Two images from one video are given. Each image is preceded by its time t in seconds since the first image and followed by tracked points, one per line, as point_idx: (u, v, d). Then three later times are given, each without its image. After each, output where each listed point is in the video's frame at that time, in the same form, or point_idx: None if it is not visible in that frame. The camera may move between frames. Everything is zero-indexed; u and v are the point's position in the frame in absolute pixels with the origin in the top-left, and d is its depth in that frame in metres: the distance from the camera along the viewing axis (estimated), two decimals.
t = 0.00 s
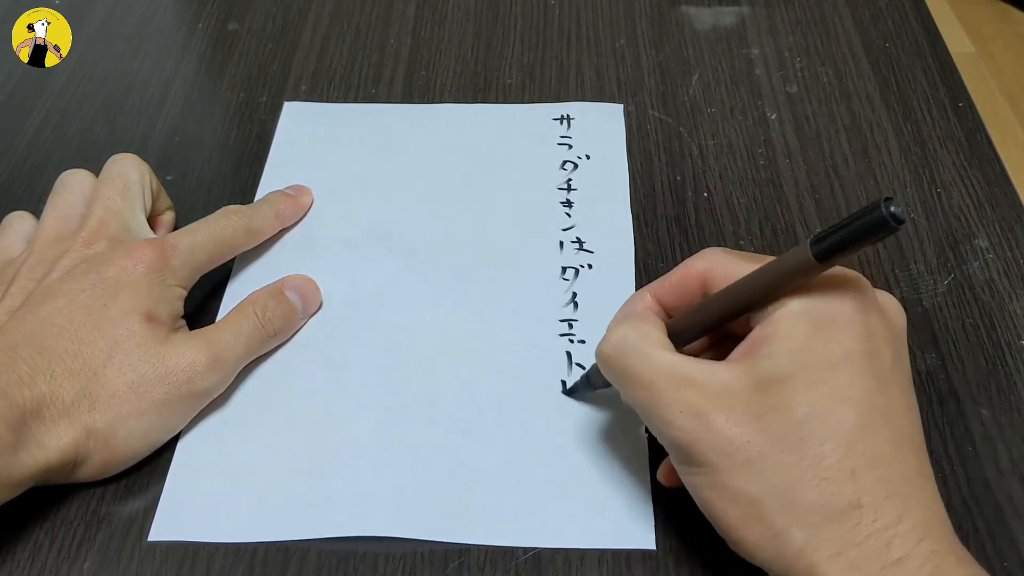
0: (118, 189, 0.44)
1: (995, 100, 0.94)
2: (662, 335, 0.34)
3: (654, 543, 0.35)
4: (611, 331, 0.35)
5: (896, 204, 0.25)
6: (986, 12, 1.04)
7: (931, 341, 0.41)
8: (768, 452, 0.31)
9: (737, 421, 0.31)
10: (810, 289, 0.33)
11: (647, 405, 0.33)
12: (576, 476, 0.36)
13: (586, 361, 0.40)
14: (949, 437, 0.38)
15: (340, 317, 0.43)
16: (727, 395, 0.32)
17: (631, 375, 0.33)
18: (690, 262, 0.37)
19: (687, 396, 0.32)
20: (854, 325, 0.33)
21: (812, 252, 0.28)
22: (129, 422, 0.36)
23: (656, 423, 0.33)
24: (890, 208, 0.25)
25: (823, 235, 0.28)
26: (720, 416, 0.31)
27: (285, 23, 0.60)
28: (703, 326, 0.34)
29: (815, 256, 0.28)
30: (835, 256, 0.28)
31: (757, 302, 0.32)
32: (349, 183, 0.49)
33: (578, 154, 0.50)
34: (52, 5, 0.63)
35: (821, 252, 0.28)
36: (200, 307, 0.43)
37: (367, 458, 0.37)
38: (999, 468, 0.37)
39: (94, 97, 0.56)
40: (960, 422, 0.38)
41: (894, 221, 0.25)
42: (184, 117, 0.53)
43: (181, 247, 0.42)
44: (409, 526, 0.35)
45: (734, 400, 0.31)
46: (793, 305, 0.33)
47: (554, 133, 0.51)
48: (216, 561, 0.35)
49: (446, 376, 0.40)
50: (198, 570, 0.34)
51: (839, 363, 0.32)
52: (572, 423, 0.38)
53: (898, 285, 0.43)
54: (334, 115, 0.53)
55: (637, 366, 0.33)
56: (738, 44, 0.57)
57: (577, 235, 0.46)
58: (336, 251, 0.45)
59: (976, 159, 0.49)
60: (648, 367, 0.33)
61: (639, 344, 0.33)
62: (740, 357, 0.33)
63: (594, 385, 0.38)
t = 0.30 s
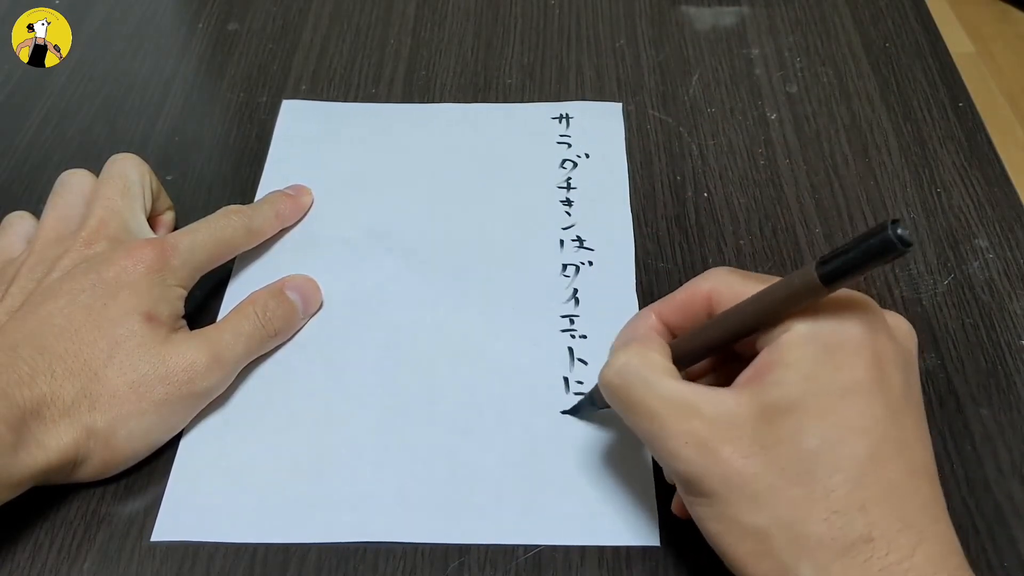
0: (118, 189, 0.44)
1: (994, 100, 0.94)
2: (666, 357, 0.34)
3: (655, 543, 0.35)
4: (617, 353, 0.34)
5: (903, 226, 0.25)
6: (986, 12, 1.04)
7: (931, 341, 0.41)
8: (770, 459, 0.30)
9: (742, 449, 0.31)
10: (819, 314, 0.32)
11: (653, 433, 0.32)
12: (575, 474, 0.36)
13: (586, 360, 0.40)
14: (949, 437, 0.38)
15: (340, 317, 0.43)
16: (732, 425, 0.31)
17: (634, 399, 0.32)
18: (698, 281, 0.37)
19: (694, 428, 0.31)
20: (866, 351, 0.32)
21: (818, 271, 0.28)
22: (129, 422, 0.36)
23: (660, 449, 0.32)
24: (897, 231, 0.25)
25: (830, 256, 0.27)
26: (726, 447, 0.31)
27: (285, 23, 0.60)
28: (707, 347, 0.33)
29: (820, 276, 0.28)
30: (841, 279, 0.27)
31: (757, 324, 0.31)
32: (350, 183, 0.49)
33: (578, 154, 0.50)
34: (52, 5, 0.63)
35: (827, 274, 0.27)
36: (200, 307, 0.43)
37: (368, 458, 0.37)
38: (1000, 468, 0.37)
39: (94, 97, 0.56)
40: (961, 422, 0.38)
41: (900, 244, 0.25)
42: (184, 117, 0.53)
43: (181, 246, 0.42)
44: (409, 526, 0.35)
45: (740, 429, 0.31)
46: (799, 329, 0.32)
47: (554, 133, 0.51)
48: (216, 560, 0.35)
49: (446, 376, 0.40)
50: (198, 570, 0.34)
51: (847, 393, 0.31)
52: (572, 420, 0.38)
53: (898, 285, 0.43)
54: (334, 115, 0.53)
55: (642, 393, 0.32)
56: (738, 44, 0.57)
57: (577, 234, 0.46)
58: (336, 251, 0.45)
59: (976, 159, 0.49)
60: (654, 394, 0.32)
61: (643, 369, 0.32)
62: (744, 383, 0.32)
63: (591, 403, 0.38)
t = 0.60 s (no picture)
0: (118, 189, 0.44)
1: (994, 100, 0.94)
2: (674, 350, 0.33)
3: (655, 542, 0.35)
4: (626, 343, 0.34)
5: (910, 219, 0.25)
6: (986, 12, 1.04)
7: (931, 341, 0.41)
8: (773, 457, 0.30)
9: (744, 446, 0.30)
10: (824, 313, 0.33)
11: (656, 427, 0.32)
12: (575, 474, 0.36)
13: (586, 360, 0.40)
14: (948, 437, 0.38)
15: (340, 317, 0.42)
16: (737, 422, 0.31)
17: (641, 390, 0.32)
18: (708, 277, 0.37)
19: (698, 422, 0.31)
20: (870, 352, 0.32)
21: (825, 269, 0.28)
22: (130, 422, 0.36)
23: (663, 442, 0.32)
24: (903, 224, 0.25)
25: (837, 252, 0.27)
26: (729, 443, 0.30)
27: (284, 23, 0.60)
28: (716, 342, 0.33)
29: (828, 272, 0.28)
30: (848, 274, 0.27)
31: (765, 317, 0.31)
32: (350, 183, 0.49)
33: (578, 154, 0.50)
34: (52, 5, 0.63)
35: (834, 270, 0.27)
36: (200, 307, 0.43)
37: (367, 458, 0.37)
38: (1000, 468, 0.37)
39: (94, 97, 0.56)
40: (961, 422, 0.38)
41: (907, 237, 0.25)
42: (184, 117, 0.53)
43: (181, 246, 0.42)
44: (409, 526, 0.35)
45: (743, 426, 0.31)
46: (804, 327, 0.32)
47: (554, 133, 0.51)
48: (216, 560, 0.35)
49: (446, 375, 0.40)
50: (198, 570, 0.34)
51: (852, 392, 0.31)
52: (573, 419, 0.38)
53: (898, 285, 0.43)
54: (334, 115, 0.53)
55: (649, 387, 0.32)
56: (738, 44, 0.57)
57: (577, 234, 0.46)
58: (336, 251, 0.45)
59: (976, 159, 0.49)
60: (661, 388, 0.31)
61: (652, 362, 0.32)
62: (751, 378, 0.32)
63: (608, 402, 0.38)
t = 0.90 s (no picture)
0: (118, 189, 0.44)
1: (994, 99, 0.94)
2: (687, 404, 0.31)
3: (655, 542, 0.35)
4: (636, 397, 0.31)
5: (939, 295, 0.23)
6: (986, 12, 1.04)
7: (931, 341, 0.41)
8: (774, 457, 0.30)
9: (775, 508, 0.28)
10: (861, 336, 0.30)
11: (680, 491, 0.29)
12: (574, 473, 0.36)
13: (586, 360, 0.40)
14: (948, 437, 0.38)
15: (340, 317, 0.42)
16: (765, 484, 0.28)
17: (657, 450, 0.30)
18: (711, 324, 0.35)
19: (728, 486, 0.28)
20: (896, 402, 0.30)
21: (844, 334, 0.25)
22: (130, 422, 0.36)
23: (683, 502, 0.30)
24: (932, 299, 0.23)
25: (857, 317, 0.25)
26: (758, 506, 0.28)
27: (285, 23, 0.60)
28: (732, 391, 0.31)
29: (845, 340, 0.25)
30: (867, 344, 0.25)
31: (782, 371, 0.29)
32: (350, 183, 0.49)
33: (578, 154, 0.50)
34: (52, 5, 0.63)
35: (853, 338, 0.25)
36: (200, 307, 0.43)
37: (366, 457, 0.37)
38: (999, 467, 0.37)
39: (94, 97, 0.56)
40: (960, 422, 0.38)
41: (934, 314, 0.23)
42: (184, 117, 0.53)
43: (181, 246, 0.42)
44: (409, 526, 0.35)
45: (771, 488, 0.28)
46: (827, 380, 0.30)
47: (554, 133, 0.51)
48: (216, 560, 0.35)
49: (446, 376, 0.40)
50: (198, 570, 0.34)
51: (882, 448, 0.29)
52: (573, 419, 0.38)
53: (898, 285, 0.43)
54: (334, 115, 0.53)
55: (667, 449, 0.29)
56: (738, 43, 0.57)
57: (577, 234, 0.46)
58: (336, 251, 0.45)
59: (976, 159, 0.49)
60: (680, 451, 0.29)
61: (669, 421, 0.29)
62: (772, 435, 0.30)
63: (591, 432, 0.36)
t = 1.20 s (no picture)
0: (118, 189, 0.44)
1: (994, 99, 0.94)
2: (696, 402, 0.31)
3: (655, 543, 0.35)
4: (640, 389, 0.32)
5: (945, 286, 0.22)
6: (985, 12, 1.04)
7: (931, 341, 0.41)
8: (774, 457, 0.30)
9: (775, 507, 0.28)
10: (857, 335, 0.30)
11: (683, 486, 0.30)
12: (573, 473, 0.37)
13: (586, 360, 0.40)
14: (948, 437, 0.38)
15: (340, 317, 0.42)
16: (766, 482, 0.29)
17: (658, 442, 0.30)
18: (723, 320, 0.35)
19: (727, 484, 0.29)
20: (899, 404, 0.30)
21: (852, 329, 0.25)
22: (130, 422, 0.36)
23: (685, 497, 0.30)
24: (938, 290, 0.23)
25: (865, 311, 0.25)
26: (758, 504, 0.28)
27: (285, 23, 0.60)
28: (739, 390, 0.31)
29: (854, 334, 0.25)
30: (876, 338, 0.25)
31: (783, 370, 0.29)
32: (350, 183, 0.49)
33: (578, 154, 0.50)
34: (52, 5, 0.63)
35: (861, 332, 0.25)
36: (200, 307, 0.43)
37: (366, 457, 0.37)
38: (999, 467, 0.37)
39: (94, 97, 0.56)
40: (960, 421, 0.38)
41: (941, 305, 0.22)
42: (184, 117, 0.53)
43: (181, 246, 0.42)
44: (409, 526, 0.35)
45: (772, 486, 0.29)
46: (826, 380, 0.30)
47: (554, 133, 0.51)
48: (217, 560, 0.35)
49: (445, 377, 0.40)
50: (198, 570, 0.34)
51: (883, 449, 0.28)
52: (573, 419, 0.38)
53: (898, 285, 0.43)
54: (334, 115, 0.53)
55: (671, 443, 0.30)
56: (738, 43, 0.57)
57: (577, 234, 0.46)
58: (336, 251, 0.45)
59: (976, 158, 0.49)
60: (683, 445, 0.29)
61: (675, 416, 0.30)
62: (773, 433, 0.30)
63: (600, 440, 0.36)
